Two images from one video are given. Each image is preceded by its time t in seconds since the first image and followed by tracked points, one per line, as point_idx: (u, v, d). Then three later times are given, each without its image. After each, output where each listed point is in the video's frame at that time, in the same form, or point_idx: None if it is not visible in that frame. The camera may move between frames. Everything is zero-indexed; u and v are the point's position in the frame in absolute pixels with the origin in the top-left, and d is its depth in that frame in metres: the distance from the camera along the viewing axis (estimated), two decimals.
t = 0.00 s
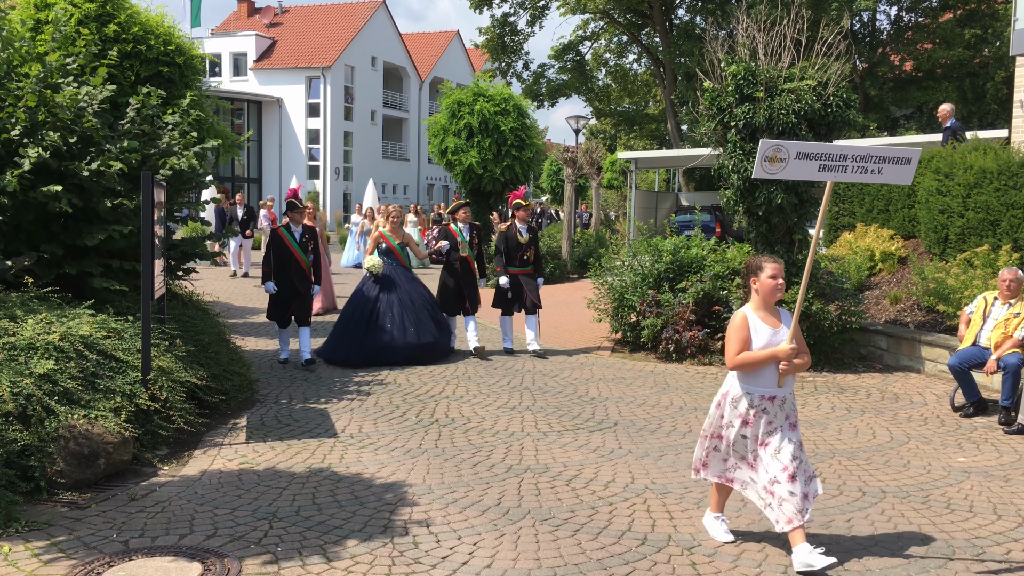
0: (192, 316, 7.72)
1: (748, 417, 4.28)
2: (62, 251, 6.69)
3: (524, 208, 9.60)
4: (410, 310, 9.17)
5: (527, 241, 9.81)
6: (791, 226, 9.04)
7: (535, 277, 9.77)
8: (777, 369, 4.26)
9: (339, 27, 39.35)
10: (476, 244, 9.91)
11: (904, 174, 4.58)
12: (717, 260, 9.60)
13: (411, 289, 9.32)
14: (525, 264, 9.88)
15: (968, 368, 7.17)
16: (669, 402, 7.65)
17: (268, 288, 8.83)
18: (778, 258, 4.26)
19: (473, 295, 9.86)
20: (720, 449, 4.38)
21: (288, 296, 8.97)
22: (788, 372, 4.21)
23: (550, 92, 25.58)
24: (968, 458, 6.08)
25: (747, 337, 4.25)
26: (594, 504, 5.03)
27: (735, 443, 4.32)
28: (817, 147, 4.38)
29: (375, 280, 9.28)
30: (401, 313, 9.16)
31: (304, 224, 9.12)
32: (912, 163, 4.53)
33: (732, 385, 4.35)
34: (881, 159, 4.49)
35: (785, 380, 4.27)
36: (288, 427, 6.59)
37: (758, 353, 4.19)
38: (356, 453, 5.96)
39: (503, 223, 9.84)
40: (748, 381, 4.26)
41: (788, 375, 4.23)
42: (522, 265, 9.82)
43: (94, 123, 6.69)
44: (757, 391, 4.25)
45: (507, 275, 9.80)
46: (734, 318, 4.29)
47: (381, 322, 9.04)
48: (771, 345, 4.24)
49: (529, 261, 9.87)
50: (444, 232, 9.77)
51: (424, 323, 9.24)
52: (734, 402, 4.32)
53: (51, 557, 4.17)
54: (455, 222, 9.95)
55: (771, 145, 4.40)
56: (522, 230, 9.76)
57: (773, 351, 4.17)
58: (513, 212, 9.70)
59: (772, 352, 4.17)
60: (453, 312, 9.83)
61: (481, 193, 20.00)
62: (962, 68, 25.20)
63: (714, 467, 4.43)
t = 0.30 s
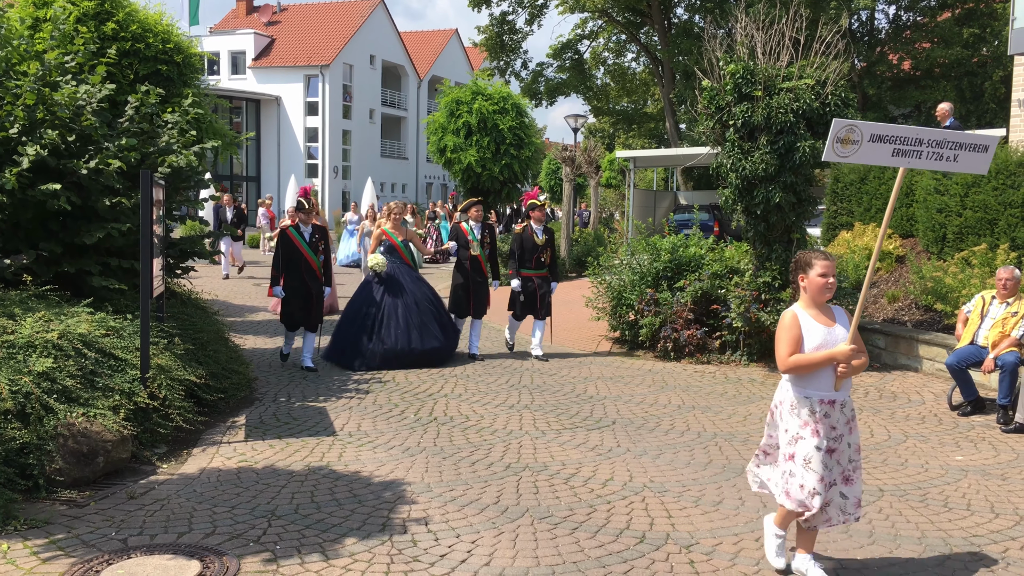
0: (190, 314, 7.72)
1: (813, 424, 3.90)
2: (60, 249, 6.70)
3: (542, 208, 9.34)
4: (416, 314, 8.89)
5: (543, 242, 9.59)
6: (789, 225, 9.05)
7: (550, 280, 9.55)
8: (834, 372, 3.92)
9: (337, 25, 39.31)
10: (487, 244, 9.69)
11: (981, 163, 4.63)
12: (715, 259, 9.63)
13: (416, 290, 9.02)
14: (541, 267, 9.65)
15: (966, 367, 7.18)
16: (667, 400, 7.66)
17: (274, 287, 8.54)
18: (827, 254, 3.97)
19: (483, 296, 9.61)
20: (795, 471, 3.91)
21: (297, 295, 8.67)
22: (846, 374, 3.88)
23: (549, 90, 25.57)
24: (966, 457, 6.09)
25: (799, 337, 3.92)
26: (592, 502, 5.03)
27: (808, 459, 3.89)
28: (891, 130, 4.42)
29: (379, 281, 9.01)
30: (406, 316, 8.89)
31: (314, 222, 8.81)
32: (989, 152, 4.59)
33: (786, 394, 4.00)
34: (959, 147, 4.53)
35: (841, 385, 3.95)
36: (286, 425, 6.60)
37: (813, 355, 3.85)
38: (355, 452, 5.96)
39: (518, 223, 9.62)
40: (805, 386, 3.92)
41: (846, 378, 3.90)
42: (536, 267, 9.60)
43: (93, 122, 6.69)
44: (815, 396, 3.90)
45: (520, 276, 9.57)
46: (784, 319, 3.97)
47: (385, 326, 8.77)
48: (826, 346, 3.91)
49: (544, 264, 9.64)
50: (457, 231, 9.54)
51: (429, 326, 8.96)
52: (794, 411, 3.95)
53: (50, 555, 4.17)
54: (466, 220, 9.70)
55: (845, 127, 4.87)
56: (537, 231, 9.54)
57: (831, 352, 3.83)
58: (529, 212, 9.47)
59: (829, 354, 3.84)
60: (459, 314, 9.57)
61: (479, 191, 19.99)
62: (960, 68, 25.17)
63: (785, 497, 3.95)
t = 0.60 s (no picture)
0: (190, 312, 7.72)
1: (873, 454, 3.55)
2: (60, 246, 6.69)
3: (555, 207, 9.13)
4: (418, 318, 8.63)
5: (555, 241, 9.36)
6: (789, 223, 9.05)
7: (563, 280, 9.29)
8: (892, 398, 3.56)
9: (337, 23, 39.28)
10: (497, 245, 9.33)
11: None
12: (715, 257, 9.65)
13: (420, 292, 8.77)
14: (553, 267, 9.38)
15: (965, 365, 7.20)
16: (667, 398, 7.66)
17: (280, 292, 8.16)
18: (883, 268, 3.59)
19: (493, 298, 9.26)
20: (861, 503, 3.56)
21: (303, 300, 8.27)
22: (905, 402, 3.51)
23: (548, 88, 25.56)
24: (965, 455, 6.10)
25: (852, 359, 3.56)
26: (591, 500, 5.03)
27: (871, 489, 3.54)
28: (947, 131, 3.78)
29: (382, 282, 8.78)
30: (408, 319, 8.62)
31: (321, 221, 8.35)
32: None
33: (840, 419, 3.66)
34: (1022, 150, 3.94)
35: (898, 412, 3.59)
36: (285, 423, 6.60)
37: (869, 379, 3.50)
38: (354, 449, 5.96)
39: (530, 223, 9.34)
40: (859, 412, 3.57)
41: (904, 406, 3.53)
42: (549, 267, 9.32)
43: (93, 119, 6.68)
44: (872, 423, 3.56)
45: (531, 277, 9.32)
46: (835, 338, 3.60)
47: (386, 329, 8.50)
48: (882, 369, 3.54)
49: (557, 264, 9.38)
50: (466, 231, 9.21)
51: (432, 330, 8.69)
52: (849, 436, 3.61)
53: (49, 552, 4.17)
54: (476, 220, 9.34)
55: (896, 127, 3.78)
56: (549, 230, 9.28)
57: (888, 376, 3.47)
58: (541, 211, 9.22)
59: (884, 378, 3.48)
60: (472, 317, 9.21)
61: (479, 189, 19.98)
62: (960, 66, 25.17)
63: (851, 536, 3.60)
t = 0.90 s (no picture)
0: (188, 310, 7.72)
1: (925, 465, 3.23)
2: (58, 244, 6.68)
3: (568, 206, 8.86)
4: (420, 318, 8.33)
5: (567, 242, 9.03)
6: (787, 223, 9.06)
7: (575, 283, 8.95)
8: (961, 401, 3.24)
9: (336, 21, 39.25)
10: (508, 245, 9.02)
11: None
12: (713, 256, 9.67)
13: (423, 293, 8.47)
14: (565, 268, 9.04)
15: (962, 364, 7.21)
16: (665, 398, 7.66)
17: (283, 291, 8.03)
18: (951, 260, 3.30)
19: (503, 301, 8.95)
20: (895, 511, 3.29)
21: (306, 299, 8.11)
22: (976, 404, 3.18)
23: (547, 87, 25.55)
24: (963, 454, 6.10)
25: (918, 357, 3.24)
26: (589, 500, 5.04)
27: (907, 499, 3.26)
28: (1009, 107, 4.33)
29: (385, 282, 8.50)
30: (410, 321, 8.33)
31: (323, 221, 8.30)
32: None
33: (900, 424, 3.34)
34: None
35: (969, 416, 3.25)
36: (283, 422, 6.60)
37: (935, 379, 3.17)
38: (352, 448, 5.96)
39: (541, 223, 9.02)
40: (925, 415, 3.24)
41: (976, 408, 3.20)
42: (560, 268, 8.98)
43: (91, 118, 6.67)
44: (938, 428, 3.22)
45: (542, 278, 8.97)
46: (899, 335, 3.28)
47: (387, 329, 8.22)
48: (950, 369, 3.23)
49: (569, 265, 9.03)
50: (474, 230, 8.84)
51: (434, 332, 8.39)
52: (905, 444, 3.28)
53: (47, 551, 4.17)
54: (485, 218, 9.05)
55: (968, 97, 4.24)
56: (561, 230, 8.98)
57: (958, 375, 3.13)
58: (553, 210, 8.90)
59: (955, 378, 3.15)
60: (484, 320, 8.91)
61: (477, 188, 19.98)
62: (958, 65, 25.19)
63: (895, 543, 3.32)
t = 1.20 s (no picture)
0: (187, 309, 7.73)
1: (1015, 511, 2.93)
2: (57, 243, 6.67)
3: (584, 205, 8.48)
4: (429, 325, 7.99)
5: (583, 244, 8.67)
6: (787, 222, 9.06)
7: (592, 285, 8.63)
8: None
9: (335, 20, 39.23)
10: (520, 249, 8.77)
11: None
12: (712, 256, 9.67)
13: (431, 298, 8.12)
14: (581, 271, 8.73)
15: (961, 363, 7.21)
16: (664, 397, 7.66)
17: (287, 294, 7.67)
18: None
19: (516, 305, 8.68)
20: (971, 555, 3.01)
21: (310, 305, 7.79)
22: None
23: (547, 86, 25.55)
24: (962, 454, 6.10)
25: (1010, 391, 2.92)
26: (589, 499, 5.04)
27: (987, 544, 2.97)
28: None
29: (391, 287, 8.14)
30: (418, 327, 7.98)
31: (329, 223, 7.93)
32: None
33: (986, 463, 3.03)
34: None
35: None
36: (283, 420, 6.60)
37: None
38: (351, 447, 5.96)
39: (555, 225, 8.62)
40: (1016, 456, 2.94)
41: None
42: (575, 271, 8.64)
43: (91, 116, 6.67)
44: None
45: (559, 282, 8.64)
46: (989, 364, 2.96)
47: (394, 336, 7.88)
48: None
49: (585, 268, 8.72)
50: (488, 233, 8.67)
51: (443, 339, 8.06)
52: (997, 487, 2.97)
53: (46, 549, 4.16)
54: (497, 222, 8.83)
55: None
56: (576, 232, 8.58)
57: None
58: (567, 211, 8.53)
59: None
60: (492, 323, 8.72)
61: (476, 187, 19.98)
62: (958, 65, 25.22)
63: None
